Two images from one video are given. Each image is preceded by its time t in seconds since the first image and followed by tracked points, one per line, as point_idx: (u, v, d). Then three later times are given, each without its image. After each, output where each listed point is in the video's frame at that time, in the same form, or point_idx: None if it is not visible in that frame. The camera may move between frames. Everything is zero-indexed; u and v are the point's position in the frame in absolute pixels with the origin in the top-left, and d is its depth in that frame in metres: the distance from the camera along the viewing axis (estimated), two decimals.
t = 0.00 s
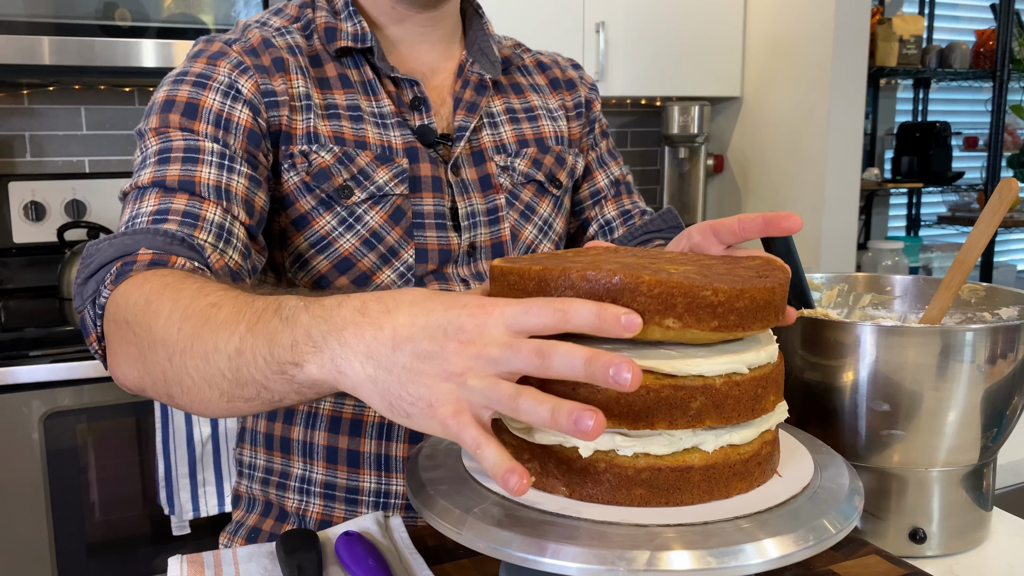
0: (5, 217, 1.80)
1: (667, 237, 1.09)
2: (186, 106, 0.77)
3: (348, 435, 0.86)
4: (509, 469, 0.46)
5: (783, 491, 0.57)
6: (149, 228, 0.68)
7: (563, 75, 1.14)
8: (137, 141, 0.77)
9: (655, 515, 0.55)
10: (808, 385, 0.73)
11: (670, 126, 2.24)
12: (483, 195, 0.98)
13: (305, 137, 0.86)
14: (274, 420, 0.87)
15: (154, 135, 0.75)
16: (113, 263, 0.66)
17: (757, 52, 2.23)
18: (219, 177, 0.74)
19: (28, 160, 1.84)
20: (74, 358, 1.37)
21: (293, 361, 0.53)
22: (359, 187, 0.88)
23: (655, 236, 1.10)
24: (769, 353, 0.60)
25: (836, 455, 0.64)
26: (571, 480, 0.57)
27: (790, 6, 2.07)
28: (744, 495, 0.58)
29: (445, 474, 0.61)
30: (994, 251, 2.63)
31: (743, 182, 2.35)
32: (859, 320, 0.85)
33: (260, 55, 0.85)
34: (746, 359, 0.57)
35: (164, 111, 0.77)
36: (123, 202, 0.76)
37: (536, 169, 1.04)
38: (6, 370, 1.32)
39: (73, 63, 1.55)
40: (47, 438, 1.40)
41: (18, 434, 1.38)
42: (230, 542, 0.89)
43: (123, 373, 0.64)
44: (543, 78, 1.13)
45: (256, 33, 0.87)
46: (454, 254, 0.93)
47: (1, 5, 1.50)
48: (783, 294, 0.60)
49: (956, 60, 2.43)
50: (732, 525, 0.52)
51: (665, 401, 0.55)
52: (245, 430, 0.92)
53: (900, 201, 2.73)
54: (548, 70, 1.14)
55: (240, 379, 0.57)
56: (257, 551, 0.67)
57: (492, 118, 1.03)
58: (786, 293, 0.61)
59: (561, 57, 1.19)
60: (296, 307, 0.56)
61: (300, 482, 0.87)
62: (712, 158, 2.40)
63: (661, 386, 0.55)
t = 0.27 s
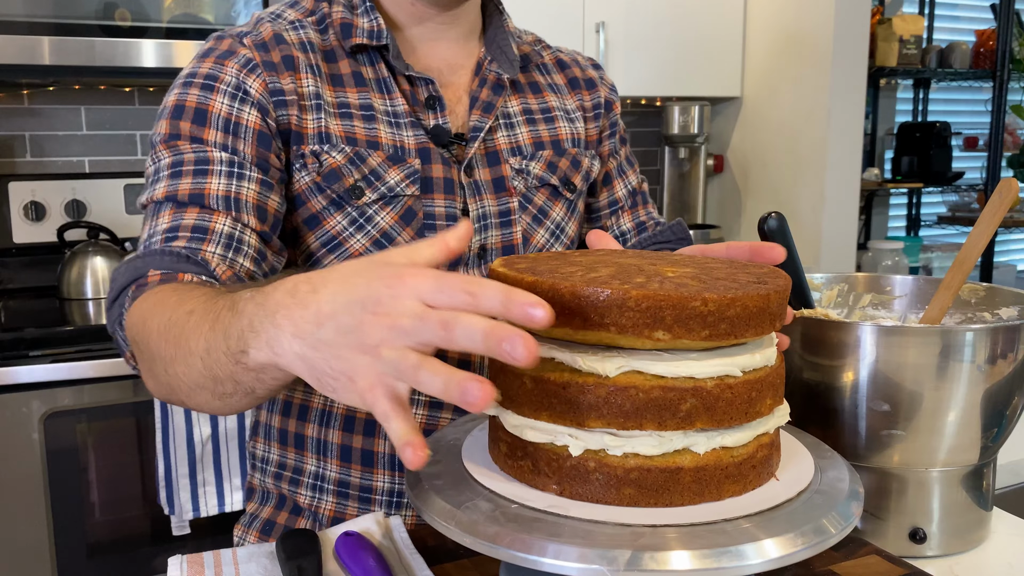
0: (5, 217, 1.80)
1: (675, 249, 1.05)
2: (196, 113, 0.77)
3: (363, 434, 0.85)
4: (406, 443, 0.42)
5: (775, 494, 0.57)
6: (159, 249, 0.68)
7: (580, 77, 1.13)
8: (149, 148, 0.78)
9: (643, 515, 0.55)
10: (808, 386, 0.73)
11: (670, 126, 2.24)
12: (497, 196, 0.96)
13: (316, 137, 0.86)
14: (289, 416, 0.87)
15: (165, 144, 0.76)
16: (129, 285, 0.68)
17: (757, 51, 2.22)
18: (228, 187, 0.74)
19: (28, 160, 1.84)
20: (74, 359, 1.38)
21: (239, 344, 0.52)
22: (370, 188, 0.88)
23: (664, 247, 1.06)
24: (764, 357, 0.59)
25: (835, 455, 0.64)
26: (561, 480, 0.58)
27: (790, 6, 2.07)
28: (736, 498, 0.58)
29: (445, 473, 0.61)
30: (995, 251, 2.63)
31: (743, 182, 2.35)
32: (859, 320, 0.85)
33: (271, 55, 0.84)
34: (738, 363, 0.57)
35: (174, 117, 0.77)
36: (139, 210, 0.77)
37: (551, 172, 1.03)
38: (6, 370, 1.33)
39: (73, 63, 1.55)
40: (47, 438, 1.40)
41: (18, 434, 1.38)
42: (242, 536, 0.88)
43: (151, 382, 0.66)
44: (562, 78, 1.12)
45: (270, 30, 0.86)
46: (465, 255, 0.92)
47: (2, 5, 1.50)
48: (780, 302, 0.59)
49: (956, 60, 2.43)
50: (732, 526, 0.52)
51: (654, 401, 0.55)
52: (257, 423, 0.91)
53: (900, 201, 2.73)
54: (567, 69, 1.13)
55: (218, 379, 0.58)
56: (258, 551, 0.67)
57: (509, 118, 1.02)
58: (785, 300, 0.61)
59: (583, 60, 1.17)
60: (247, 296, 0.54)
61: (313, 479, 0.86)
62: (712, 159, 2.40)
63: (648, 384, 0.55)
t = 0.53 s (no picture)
0: (5, 217, 1.80)
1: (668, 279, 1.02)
2: (239, 103, 0.76)
3: (377, 428, 0.84)
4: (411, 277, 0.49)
5: (768, 499, 0.56)
6: (199, 229, 0.71)
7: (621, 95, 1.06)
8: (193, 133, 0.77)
9: (628, 515, 0.55)
10: (808, 386, 0.73)
11: (670, 126, 2.24)
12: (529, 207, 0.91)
13: (354, 135, 0.82)
14: (309, 402, 0.86)
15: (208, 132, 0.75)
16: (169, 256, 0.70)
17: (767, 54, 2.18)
18: (267, 181, 0.73)
19: (28, 160, 1.84)
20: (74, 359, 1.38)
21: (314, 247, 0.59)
22: (402, 190, 0.84)
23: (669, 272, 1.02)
24: (759, 360, 0.59)
25: (836, 455, 0.64)
26: (551, 477, 0.58)
27: (790, 5, 2.07)
28: (728, 501, 0.57)
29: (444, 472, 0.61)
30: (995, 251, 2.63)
31: (744, 182, 2.35)
32: (859, 320, 0.85)
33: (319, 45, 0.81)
34: (729, 365, 0.57)
35: (218, 105, 0.76)
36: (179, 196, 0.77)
37: (583, 190, 0.97)
38: (6, 370, 1.33)
39: (73, 63, 1.55)
40: (47, 438, 1.40)
41: (18, 434, 1.38)
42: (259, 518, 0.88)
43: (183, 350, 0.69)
44: (602, 94, 1.05)
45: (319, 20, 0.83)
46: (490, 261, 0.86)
47: (1, 5, 1.50)
48: (777, 305, 0.59)
49: (956, 60, 2.43)
50: (733, 526, 0.52)
51: (640, 400, 0.56)
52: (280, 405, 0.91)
53: (900, 201, 2.73)
54: (609, 86, 1.06)
55: (279, 300, 0.62)
56: (257, 551, 0.68)
57: (547, 133, 0.96)
58: (784, 304, 0.60)
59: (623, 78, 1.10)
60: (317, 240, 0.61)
61: (327, 468, 0.85)
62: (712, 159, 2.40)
63: (635, 382, 0.56)
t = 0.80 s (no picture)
0: (5, 217, 1.80)
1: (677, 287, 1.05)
2: (290, 58, 0.77)
3: (397, 416, 0.85)
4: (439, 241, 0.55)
5: (757, 504, 0.56)
6: (236, 156, 0.72)
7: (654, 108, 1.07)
8: (240, 80, 0.79)
9: (614, 515, 0.55)
10: (807, 385, 0.73)
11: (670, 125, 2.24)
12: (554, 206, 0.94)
13: (398, 112, 0.85)
14: (335, 385, 0.88)
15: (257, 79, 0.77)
16: (199, 179, 0.72)
17: (768, 52, 2.17)
18: (307, 131, 0.75)
19: (28, 160, 1.83)
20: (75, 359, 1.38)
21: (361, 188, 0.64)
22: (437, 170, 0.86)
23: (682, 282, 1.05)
24: (752, 364, 0.58)
25: (836, 455, 0.64)
26: (542, 475, 0.59)
27: (790, 5, 2.07)
28: (717, 503, 0.57)
29: (443, 472, 0.61)
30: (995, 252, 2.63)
31: (744, 181, 2.35)
32: (859, 320, 0.85)
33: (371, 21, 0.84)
34: (720, 368, 0.57)
35: (269, 59, 0.78)
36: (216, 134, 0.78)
37: (609, 195, 0.98)
38: (6, 370, 1.33)
39: (73, 63, 1.55)
40: (47, 438, 1.40)
41: (18, 434, 1.38)
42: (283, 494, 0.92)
43: (197, 275, 0.70)
44: (634, 105, 1.06)
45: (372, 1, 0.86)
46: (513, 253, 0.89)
47: (1, 5, 1.50)
48: (772, 309, 0.58)
49: (956, 60, 2.42)
50: (733, 526, 0.52)
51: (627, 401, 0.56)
52: (308, 386, 0.94)
53: (900, 201, 2.73)
54: (642, 98, 1.07)
55: (311, 231, 0.66)
56: (258, 551, 0.68)
57: (578, 137, 0.97)
58: (781, 307, 0.59)
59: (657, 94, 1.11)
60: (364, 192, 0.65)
61: (349, 451, 0.88)
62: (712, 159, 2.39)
63: (624, 384, 0.56)
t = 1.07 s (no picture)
0: (5, 217, 1.80)
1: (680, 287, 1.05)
2: (327, 53, 0.79)
3: (415, 408, 0.88)
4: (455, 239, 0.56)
5: (749, 506, 0.55)
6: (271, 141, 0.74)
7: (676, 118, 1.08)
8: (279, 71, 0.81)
9: (601, 514, 0.55)
10: (807, 385, 0.73)
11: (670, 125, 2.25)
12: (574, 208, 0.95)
13: (429, 111, 0.86)
14: (356, 376, 0.91)
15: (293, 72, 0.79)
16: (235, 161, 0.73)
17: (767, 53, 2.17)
18: (339, 123, 0.78)
19: (28, 160, 1.84)
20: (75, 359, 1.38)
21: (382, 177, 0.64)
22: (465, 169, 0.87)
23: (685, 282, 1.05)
24: (746, 364, 0.58)
25: (836, 455, 0.64)
26: (536, 472, 0.59)
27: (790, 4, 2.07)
28: (709, 504, 0.57)
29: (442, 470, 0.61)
30: (994, 252, 2.63)
31: (744, 181, 2.35)
32: (859, 320, 0.85)
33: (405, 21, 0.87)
34: (713, 368, 0.57)
35: (306, 53, 0.80)
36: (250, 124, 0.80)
37: (628, 201, 0.99)
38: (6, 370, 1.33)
39: (73, 63, 1.55)
40: (47, 438, 1.40)
41: (18, 434, 1.38)
42: (303, 480, 0.96)
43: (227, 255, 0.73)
44: (654, 116, 1.07)
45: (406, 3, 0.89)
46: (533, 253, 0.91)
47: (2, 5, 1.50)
48: (767, 307, 0.58)
49: (955, 60, 2.42)
50: (733, 526, 0.52)
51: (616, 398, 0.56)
52: (329, 377, 0.97)
53: (900, 201, 2.73)
54: (664, 109, 1.09)
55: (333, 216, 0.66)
56: (258, 551, 0.68)
57: (601, 143, 0.99)
58: (779, 308, 0.59)
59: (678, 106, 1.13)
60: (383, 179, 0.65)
61: (367, 441, 0.90)
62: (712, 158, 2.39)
63: (615, 381, 0.56)
